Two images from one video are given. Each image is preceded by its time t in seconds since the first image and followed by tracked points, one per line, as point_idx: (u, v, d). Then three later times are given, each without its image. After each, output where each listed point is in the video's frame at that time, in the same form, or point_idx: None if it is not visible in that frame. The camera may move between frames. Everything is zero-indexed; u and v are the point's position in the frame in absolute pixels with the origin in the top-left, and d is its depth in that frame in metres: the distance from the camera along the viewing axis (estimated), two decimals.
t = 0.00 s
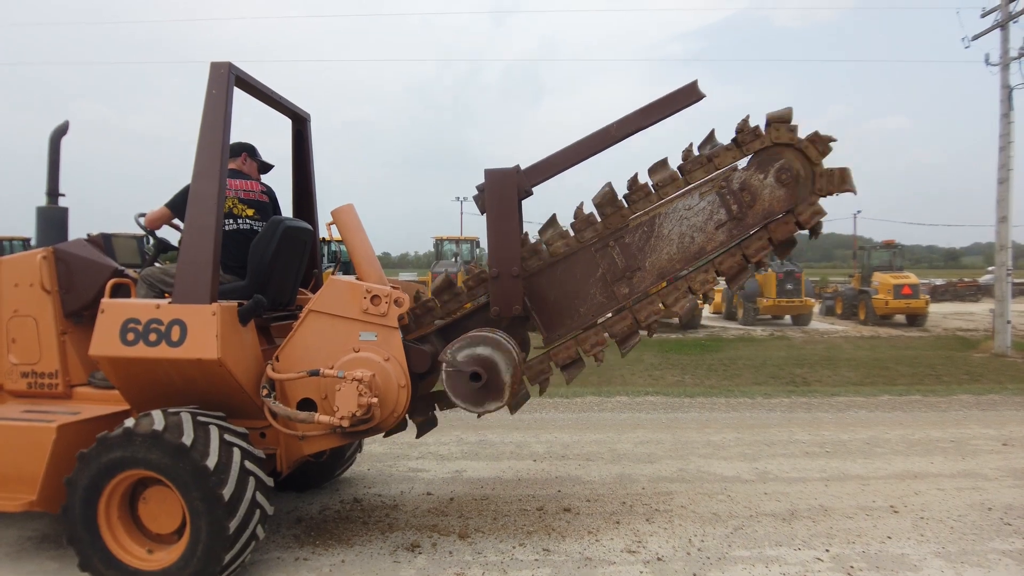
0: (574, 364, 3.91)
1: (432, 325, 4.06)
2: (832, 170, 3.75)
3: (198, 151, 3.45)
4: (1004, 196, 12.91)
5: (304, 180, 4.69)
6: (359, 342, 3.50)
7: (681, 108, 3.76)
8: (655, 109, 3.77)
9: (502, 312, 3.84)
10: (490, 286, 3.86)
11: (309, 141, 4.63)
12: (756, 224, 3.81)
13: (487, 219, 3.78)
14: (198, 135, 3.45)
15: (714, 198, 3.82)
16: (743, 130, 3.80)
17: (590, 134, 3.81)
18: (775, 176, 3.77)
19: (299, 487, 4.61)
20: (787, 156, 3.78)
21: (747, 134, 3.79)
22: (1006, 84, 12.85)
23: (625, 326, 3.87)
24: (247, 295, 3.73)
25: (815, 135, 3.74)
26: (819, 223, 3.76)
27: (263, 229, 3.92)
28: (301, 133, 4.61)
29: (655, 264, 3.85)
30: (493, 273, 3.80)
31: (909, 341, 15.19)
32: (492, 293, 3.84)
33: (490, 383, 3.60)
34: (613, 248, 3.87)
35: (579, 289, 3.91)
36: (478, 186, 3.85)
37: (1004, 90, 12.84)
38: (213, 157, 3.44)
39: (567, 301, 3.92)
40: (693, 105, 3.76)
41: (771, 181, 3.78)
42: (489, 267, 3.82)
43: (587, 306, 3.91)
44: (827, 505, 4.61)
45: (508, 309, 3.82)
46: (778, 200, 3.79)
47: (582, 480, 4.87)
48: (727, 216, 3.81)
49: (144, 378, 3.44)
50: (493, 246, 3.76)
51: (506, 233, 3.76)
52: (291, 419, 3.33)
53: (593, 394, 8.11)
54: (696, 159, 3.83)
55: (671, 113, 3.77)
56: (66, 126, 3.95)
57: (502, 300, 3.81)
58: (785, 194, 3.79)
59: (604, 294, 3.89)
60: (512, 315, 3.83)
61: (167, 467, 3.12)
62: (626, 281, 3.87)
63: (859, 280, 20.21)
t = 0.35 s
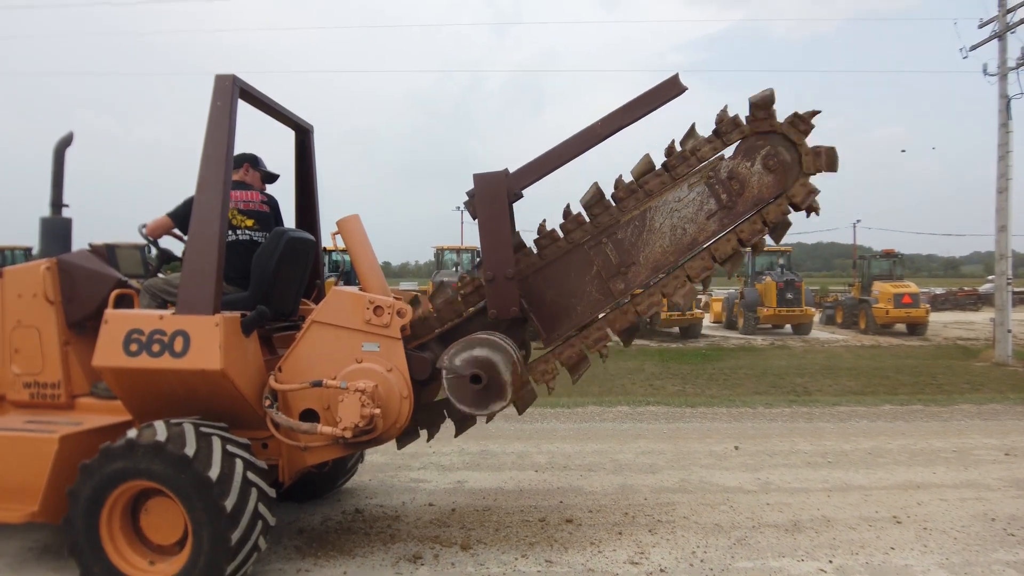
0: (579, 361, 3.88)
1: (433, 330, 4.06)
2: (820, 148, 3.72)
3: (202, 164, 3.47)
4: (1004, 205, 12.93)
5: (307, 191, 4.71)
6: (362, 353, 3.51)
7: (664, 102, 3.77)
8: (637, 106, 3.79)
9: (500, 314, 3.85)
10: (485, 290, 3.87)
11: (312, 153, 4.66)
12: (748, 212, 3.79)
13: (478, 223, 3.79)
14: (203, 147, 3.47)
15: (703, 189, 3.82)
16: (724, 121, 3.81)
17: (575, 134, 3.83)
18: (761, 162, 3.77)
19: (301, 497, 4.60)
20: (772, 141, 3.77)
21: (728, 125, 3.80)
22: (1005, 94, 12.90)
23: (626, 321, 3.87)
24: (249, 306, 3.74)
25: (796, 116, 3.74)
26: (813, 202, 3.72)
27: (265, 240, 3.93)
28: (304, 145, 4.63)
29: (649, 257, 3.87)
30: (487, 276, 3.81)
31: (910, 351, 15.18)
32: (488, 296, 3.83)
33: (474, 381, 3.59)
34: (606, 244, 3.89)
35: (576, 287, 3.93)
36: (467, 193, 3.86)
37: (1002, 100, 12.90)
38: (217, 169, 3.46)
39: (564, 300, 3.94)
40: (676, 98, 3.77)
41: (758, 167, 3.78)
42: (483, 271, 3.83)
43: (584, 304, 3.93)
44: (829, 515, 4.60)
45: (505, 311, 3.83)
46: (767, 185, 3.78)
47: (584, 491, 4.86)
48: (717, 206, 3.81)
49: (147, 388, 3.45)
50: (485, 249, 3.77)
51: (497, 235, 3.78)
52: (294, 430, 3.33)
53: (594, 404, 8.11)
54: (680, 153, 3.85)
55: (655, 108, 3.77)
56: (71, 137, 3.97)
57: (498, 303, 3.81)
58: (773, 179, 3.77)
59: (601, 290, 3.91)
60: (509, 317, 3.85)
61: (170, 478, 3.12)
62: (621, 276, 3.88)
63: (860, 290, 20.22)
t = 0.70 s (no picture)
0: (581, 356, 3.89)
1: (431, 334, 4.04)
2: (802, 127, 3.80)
3: (205, 172, 3.48)
4: (1003, 212, 12.96)
5: (309, 199, 4.73)
6: (365, 361, 3.52)
7: (647, 93, 3.82)
8: (618, 100, 3.82)
9: (497, 312, 3.88)
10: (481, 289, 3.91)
11: (315, 160, 4.68)
12: (736, 196, 3.85)
13: (470, 224, 3.84)
14: (206, 155, 3.49)
15: (690, 176, 3.87)
16: (705, 109, 3.86)
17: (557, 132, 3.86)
18: (746, 146, 3.83)
19: (303, 505, 4.60)
20: (754, 125, 3.84)
21: (709, 112, 3.85)
22: (1004, 101, 12.94)
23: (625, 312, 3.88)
24: (251, 313, 3.75)
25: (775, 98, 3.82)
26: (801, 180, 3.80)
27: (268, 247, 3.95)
28: (306, 152, 4.66)
29: (642, 247, 3.89)
30: (481, 276, 3.86)
31: (911, 358, 15.16)
32: (483, 296, 3.89)
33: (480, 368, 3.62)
34: (598, 238, 3.91)
35: (571, 282, 3.93)
36: (458, 195, 3.92)
37: (1001, 107, 12.94)
38: (220, 177, 3.47)
39: (560, 296, 3.93)
40: (658, 89, 3.83)
41: (744, 151, 3.84)
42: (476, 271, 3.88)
43: (580, 298, 3.93)
44: (832, 522, 4.59)
45: (502, 309, 3.87)
46: (753, 168, 3.84)
47: (585, 499, 4.85)
48: (705, 192, 3.85)
49: (150, 395, 3.45)
50: (478, 248, 3.83)
51: (487, 233, 3.83)
52: (297, 437, 3.33)
53: (595, 411, 8.10)
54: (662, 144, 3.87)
55: (635, 101, 3.81)
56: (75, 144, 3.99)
57: (493, 302, 3.87)
58: (759, 162, 3.84)
59: (596, 283, 3.92)
60: (506, 315, 3.88)
61: (173, 485, 3.12)
62: (616, 268, 3.89)
63: (860, 296, 20.23)
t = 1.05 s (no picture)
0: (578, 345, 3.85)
1: (428, 334, 4.03)
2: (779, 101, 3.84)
3: (206, 176, 3.49)
4: (1003, 216, 12.98)
5: (310, 203, 4.74)
6: (365, 364, 3.53)
7: (624, 81, 3.86)
8: (595, 91, 3.85)
9: (491, 309, 3.88)
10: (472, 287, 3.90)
11: (316, 165, 4.69)
12: (721, 176, 3.87)
13: (458, 224, 3.85)
14: (207, 161, 3.50)
15: (673, 159, 3.89)
16: (681, 93, 3.89)
17: (538, 126, 3.90)
18: (726, 126, 3.87)
19: (303, 510, 4.60)
20: (733, 105, 3.87)
21: (686, 96, 3.89)
22: (1003, 105, 12.97)
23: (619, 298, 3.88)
24: (252, 318, 3.75)
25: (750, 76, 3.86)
26: (785, 153, 3.83)
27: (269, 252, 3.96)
28: (307, 157, 4.67)
29: (630, 233, 3.91)
30: (473, 273, 3.86)
31: (912, 362, 15.15)
32: (477, 293, 3.89)
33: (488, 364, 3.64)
34: (586, 227, 3.92)
35: (562, 273, 3.94)
36: (443, 195, 3.91)
37: (1001, 111, 12.96)
38: (222, 183, 3.48)
39: (552, 287, 3.94)
40: (635, 75, 3.87)
41: (724, 131, 3.87)
42: (468, 269, 3.88)
43: (573, 289, 3.94)
44: (834, 527, 4.58)
45: (495, 305, 3.87)
46: (735, 147, 3.87)
47: (586, 504, 4.85)
48: (689, 174, 3.89)
49: (151, 399, 3.45)
50: (467, 246, 3.85)
51: (474, 228, 3.83)
52: (298, 441, 3.34)
53: (596, 415, 8.10)
54: (642, 131, 3.91)
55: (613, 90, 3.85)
56: (76, 149, 3.99)
57: (487, 298, 3.87)
58: (740, 140, 3.87)
59: (588, 272, 3.93)
60: (500, 310, 3.89)
61: (174, 489, 3.12)
62: (607, 257, 3.91)
63: (860, 301, 20.23)
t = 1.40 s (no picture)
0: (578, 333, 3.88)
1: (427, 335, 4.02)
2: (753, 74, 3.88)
3: (210, 180, 3.49)
4: (1003, 220, 12.99)
5: (312, 207, 4.75)
6: (368, 368, 3.53)
7: (599, 69, 3.94)
8: (570, 82, 3.93)
9: (486, 305, 3.88)
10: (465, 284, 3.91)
11: (318, 169, 4.70)
12: (704, 154, 3.91)
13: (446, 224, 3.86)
14: (210, 164, 3.50)
15: (655, 142, 3.92)
16: (657, 77, 3.93)
17: (516, 122, 3.95)
18: (704, 104, 3.90)
19: (305, 514, 4.59)
20: (709, 84, 3.91)
21: (662, 79, 3.93)
22: (1003, 109, 13.00)
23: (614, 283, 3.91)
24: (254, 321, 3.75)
25: (721, 54, 3.92)
26: (765, 124, 3.86)
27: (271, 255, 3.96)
28: (310, 161, 4.67)
29: (619, 219, 3.93)
30: (464, 270, 3.87)
31: (913, 365, 15.14)
32: (471, 290, 3.88)
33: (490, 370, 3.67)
34: (574, 217, 3.94)
35: (554, 263, 3.95)
36: (430, 197, 3.93)
37: (1001, 115, 12.99)
38: (225, 186, 3.48)
39: (545, 278, 3.95)
40: (609, 63, 3.94)
41: (703, 110, 3.91)
42: (459, 267, 3.88)
43: (566, 278, 3.95)
44: (836, 531, 4.57)
45: (490, 300, 3.87)
46: (715, 125, 3.91)
47: (588, 508, 4.84)
48: (672, 155, 3.92)
49: (154, 403, 3.45)
50: (457, 244, 3.85)
51: (463, 227, 3.84)
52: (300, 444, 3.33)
53: (597, 419, 8.09)
54: (621, 118, 3.95)
55: (589, 79, 3.94)
56: (79, 153, 3.99)
57: (481, 294, 3.86)
58: (719, 117, 3.91)
59: (580, 260, 3.95)
60: (495, 304, 3.89)
61: (176, 493, 3.11)
62: (597, 244, 3.93)
63: (861, 304, 20.22)
